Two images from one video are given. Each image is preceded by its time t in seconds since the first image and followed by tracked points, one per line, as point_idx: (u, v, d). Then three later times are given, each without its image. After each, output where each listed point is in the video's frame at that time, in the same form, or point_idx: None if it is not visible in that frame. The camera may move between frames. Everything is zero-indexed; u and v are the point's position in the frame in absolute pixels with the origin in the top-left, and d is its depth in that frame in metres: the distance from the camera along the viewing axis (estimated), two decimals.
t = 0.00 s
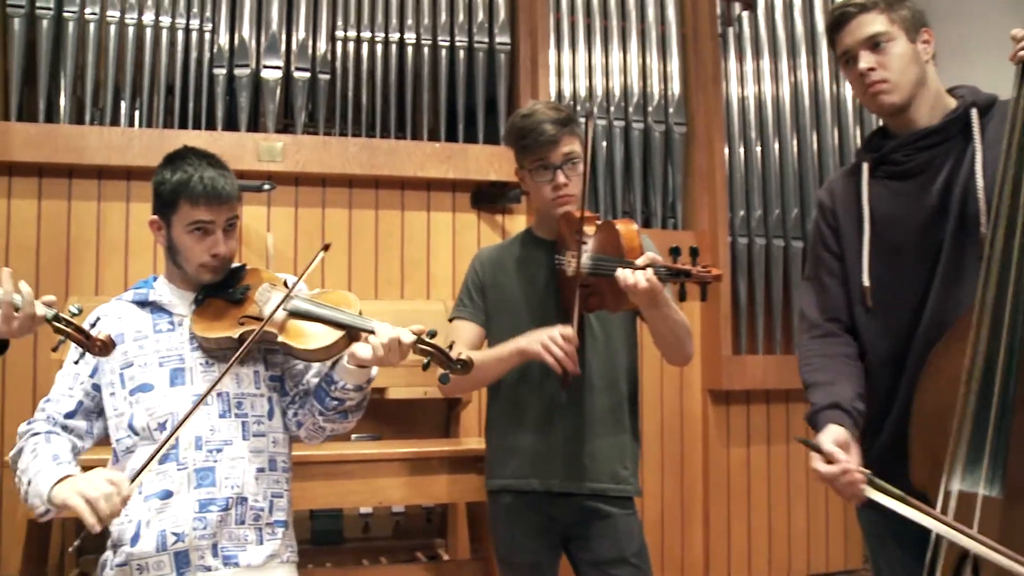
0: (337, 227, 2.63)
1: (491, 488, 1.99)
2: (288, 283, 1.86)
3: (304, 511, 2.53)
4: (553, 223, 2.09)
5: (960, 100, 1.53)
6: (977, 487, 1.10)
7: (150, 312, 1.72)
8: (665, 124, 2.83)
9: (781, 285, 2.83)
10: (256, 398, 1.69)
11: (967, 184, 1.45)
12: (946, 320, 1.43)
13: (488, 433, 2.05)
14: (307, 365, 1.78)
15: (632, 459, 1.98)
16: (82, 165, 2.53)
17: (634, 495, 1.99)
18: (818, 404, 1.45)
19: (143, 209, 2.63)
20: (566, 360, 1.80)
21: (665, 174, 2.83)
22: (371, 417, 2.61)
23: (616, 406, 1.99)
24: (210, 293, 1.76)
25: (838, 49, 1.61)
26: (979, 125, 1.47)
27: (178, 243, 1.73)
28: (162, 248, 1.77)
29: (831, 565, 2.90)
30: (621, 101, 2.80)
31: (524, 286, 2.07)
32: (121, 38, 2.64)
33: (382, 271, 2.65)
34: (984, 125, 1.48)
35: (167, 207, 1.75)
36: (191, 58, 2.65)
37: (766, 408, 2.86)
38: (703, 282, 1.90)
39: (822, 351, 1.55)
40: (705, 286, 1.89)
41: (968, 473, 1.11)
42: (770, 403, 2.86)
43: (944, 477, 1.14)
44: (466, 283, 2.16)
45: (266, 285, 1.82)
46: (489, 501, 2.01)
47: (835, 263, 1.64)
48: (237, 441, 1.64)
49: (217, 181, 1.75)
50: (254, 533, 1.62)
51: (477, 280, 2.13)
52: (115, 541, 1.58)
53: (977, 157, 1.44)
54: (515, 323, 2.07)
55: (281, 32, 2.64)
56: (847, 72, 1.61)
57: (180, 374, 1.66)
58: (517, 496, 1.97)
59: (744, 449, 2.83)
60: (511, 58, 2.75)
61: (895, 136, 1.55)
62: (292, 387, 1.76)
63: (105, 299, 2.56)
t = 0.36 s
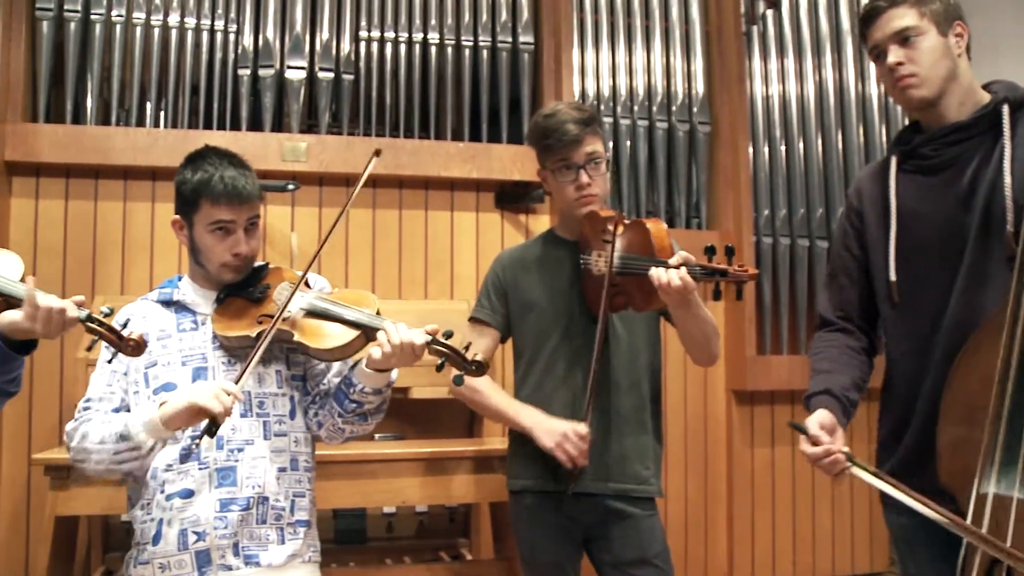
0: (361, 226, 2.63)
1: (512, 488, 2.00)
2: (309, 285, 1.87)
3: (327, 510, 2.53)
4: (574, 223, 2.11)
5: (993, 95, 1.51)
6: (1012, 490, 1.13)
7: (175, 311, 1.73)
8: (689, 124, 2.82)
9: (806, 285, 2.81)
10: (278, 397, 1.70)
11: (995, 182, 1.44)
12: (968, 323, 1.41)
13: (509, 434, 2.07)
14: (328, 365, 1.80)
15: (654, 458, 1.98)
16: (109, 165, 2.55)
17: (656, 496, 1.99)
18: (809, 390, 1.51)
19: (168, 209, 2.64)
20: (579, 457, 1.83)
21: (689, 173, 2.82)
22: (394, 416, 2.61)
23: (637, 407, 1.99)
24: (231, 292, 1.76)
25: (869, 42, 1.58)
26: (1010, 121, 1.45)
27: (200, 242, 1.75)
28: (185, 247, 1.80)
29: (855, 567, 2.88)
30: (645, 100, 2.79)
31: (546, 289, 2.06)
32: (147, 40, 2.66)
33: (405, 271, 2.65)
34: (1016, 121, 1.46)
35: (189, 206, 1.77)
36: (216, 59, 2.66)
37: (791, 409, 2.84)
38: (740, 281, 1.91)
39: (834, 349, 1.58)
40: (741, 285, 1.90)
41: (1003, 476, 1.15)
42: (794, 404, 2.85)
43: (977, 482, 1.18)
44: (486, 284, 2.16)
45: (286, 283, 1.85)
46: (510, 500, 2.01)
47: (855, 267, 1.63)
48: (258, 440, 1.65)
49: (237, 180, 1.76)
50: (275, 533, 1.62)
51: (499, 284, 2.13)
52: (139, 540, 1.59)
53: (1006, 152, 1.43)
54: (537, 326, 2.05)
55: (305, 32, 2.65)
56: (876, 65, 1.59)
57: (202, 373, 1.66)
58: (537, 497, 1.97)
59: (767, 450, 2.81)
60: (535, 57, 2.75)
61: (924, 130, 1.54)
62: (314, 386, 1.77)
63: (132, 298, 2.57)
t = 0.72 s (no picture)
0: (375, 225, 2.63)
1: (525, 487, 1.99)
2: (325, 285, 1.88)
3: (342, 510, 2.54)
4: (583, 224, 2.11)
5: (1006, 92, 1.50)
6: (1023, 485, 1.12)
7: (189, 311, 1.74)
8: (702, 121, 2.81)
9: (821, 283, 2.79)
10: (295, 396, 1.71)
11: (1012, 177, 1.41)
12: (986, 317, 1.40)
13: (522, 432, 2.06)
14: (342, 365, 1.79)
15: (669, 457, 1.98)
16: (122, 165, 2.56)
17: (670, 495, 1.98)
18: (874, 392, 1.42)
19: (182, 209, 2.64)
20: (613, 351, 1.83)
21: (702, 170, 2.81)
22: (408, 415, 2.61)
23: (651, 405, 1.98)
24: (247, 291, 1.77)
25: (874, 49, 1.57)
26: None
27: (216, 241, 1.74)
28: (200, 247, 1.79)
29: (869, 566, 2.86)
30: (658, 98, 2.78)
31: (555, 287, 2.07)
32: (161, 40, 2.66)
33: (419, 271, 2.65)
34: None
35: (206, 205, 1.76)
36: (230, 59, 2.66)
37: (805, 407, 2.84)
38: (748, 278, 1.91)
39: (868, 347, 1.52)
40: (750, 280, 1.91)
41: (1017, 474, 1.14)
42: (809, 402, 2.84)
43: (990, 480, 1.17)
44: (501, 284, 2.14)
45: (304, 287, 1.84)
46: (524, 500, 2.02)
47: (878, 253, 1.62)
48: (276, 439, 1.65)
49: (255, 181, 1.75)
50: (293, 532, 1.62)
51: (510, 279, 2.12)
52: (156, 538, 1.59)
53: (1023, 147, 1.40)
54: (545, 324, 2.06)
55: (317, 32, 2.65)
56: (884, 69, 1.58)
57: (219, 373, 1.67)
58: (551, 495, 1.97)
59: (782, 448, 2.80)
60: (548, 56, 2.75)
61: (937, 132, 1.54)
62: (328, 386, 1.77)
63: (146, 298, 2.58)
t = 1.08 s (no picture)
0: (394, 222, 2.63)
1: (547, 485, 1.99)
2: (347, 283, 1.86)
3: (362, 507, 2.54)
4: (605, 222, 2.10)
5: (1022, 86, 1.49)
6: None
7: (212, 309, 1.74)
8: (722, 117, 2.79)
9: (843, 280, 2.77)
10: (319, 393, 1.71)
11: None
12: (1015, 314, 1.39)
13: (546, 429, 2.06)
14: (365, 363, 1.78)
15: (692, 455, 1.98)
16: (143, 163, 2.57)
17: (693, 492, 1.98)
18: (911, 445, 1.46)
19: (203, 207, 2.64)
20: (633, 350, 1.82)
21: (723, 167, 2.78)
22: (428, 413, 2.61)
23: (674, 403, 1.98)
24: (270, 288, 1.77)
25: (887, 47, 1.55)
26: None
27: (240, 239, 1.76)
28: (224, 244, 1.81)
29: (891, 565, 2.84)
30: (678, 94, 2.76)
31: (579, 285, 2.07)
32: (180, 38, 2.66)
33: (439, 268, 2.65)
34: None
35: (229, 202, 1.77)
36: (248, 56, 2.66)
37: (827, 404, 2.82)
38: (777, 274, 1.81)
39: (901, 379, 1.52)
40: (779, 277, 1.81)
41: None
42: (831, 400, 2.83)
43: None
44: (519, 280, 2.14)
45: (327, 283, 1.83)
46: (546, 497, 2.02)
47: (899, 262, 1.59)
48: (300, 436, 1.66)
49: (279, 178, 1.76)
50: (317, 528, 1.62)
51: (532, 278, 2.12)
52: (182, 535, 1.59)
53: None
54: (569, 322, 2.06)
55: (336, 29, 2.65)
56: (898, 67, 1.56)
57: (243, 370, 1.67)
58: (574, 493, 1.97)
59: (804, 446, 2.79)
60: (567, 52, 2.74)
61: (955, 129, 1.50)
62: (352, 384, 1.77)
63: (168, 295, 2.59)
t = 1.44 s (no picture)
0: (428, 217, 2.63)
1: (583, 481, 1.99)
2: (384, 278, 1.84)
3: (397, 501, 2.55)
4: (642, 211, 2.08)
5: None
6: None
7: (248, 303, 1.76)
8: (758, 111, 2.77)
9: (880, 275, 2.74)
10: (353, 388, 1.70)
11: None
12: None
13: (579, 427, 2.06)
14: (400, 357, 1.78)
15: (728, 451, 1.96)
16: (178, 159, 2.58)
17: (729, 489, 1.96)
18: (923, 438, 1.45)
19: (237, 203, 2.64)
20: (654, 457, 1.80)
21: (757, 161, 2.77)
22: (462, 407, 2.61)
23: (710, 400, 1.97)
24: (305, 283, 1.77)
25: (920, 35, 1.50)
26: None
27: (275, 234, 1.76)
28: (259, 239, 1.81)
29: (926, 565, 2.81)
30: (713, 88, 2.74)
31: (613, 277, 2.05)
32: (215, 35, 2.68)
33: (473, 263, 2.65)
34: None
35: (263, 197, 1.77)
36: (282, 52, 2.66)
37: (863, 400, 2.79)
38: (815, 270, 1.79)
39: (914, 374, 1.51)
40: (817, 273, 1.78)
41: None
42: (867, 396, 2.80)
43: None
44: (553, 275, 2.12)
45: (360, 276, 1.81)
46: (582, 493, 2.01)
47: (927, 260, 1.55)
48: (334, 431, 1.65)
49: (311, 173, 1.76)
50: (352, 523, 1.62)
51: (565, 273, 2.10)
52: (219, 527, 1.62)
53: None
54: (604, 314, 2.04)
55: (370, 25, 2.65)
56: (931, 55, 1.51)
57: (278, 364, 1.68)
58: (609, 489, 1.96)
59: (839, 444, 2.76)
60: (601, 46, 2.74)
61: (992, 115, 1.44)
62: (386, 378, 1.77)
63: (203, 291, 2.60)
